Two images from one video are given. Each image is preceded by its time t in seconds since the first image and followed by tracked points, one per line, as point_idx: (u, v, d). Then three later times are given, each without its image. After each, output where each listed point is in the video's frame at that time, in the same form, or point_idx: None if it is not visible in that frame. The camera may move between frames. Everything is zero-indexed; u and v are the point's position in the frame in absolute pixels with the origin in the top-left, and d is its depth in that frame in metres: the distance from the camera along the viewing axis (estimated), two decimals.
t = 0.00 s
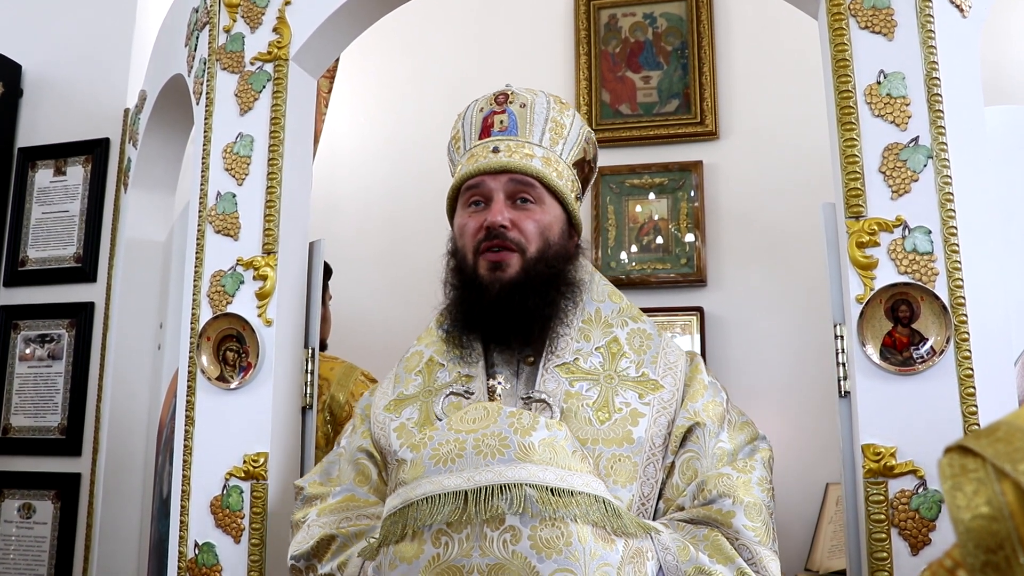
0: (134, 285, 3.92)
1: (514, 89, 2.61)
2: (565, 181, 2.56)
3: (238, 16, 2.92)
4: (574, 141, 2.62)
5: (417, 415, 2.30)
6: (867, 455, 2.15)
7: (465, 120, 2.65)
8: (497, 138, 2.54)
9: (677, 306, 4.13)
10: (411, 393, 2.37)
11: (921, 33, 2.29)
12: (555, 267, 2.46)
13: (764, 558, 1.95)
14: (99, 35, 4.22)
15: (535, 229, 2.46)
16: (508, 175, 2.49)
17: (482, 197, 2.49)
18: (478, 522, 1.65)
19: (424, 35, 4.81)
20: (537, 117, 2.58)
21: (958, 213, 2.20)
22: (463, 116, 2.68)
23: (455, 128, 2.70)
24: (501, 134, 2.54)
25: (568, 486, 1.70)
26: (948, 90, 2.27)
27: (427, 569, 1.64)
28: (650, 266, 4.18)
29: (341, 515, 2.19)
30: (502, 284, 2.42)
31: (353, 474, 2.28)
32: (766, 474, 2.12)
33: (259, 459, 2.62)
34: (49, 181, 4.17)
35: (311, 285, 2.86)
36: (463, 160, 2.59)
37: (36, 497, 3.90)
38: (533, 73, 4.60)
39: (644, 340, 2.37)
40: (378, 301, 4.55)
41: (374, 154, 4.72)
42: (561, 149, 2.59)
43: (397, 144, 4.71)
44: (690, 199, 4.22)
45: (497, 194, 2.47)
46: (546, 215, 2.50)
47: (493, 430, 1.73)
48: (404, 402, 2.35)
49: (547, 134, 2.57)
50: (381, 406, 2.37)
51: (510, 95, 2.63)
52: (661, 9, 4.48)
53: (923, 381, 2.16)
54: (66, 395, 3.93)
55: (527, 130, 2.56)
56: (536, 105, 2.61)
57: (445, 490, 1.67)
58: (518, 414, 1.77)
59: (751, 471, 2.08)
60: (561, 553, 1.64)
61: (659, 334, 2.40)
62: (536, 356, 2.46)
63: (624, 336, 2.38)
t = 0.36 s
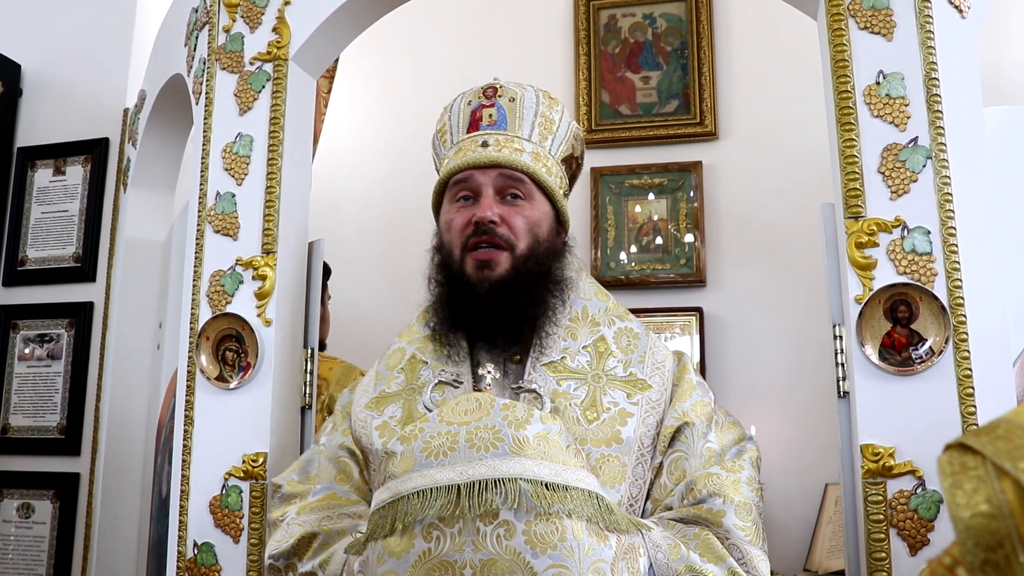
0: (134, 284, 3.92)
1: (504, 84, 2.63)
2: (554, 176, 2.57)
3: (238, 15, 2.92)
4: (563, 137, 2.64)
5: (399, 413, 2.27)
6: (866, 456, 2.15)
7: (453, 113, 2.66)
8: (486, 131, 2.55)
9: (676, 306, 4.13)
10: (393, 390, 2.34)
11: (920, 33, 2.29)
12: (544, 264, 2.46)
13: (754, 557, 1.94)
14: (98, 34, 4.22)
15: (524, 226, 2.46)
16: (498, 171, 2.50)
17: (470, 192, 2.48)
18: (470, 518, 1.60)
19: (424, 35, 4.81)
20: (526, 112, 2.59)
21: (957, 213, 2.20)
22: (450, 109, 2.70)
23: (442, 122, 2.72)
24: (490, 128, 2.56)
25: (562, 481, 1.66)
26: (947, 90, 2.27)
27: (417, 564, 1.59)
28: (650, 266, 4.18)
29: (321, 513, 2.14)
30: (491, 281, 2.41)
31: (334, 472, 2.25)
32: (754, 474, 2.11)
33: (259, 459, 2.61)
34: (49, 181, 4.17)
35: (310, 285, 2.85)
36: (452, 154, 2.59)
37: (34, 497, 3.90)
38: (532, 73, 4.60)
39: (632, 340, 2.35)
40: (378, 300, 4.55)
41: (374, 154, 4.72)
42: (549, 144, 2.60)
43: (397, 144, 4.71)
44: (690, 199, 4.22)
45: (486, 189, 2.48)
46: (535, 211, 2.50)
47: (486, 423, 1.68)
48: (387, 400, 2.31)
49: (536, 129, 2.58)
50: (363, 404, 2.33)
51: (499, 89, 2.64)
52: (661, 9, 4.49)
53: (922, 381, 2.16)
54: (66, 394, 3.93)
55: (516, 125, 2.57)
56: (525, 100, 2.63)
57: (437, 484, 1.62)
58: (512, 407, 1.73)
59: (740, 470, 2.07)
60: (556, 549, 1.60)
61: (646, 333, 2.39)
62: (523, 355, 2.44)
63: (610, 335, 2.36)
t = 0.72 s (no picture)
0: (133, 285, 3.92)
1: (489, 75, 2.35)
2: (540, 174, 2.29)
3: (237, 16, 2.93)
4: (549, 131, 2.37)
5: (379, 411, 2.04)
6: (865, 456, 2.15)
7: (434, 103, 2.37)
8: (471, 124, 2.27)
9: (675, 307, 4.13)
10: (372, 388, 2.11)
11: (919, 34, 2.30)
12: (532, 261, 2.19)
13: (741, 556, 1.77)
14: (98, 34, 4.22)
15: (512, 221, 2.18)
16: (484, 165, 2.21)
17: (455, 185, 2.21)
18: (460, 512, 1.45)
19: (424, 35, 4.81)
20: (512, 105, 2.32)
21: (956, 213, 2.21)
22: (431, 99, 2.40)
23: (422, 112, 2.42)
24: (475, 122, 2.28)
25: (554, 475, 1.53)
26: (946, 91, 2.27)
27: (404, 560, 1.44)
28: (649, 266, 4.18)
29: (299, 513, 1.88)
30: (477, 278, 2.12)
31: (310, 472, 1.99)
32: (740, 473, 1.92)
33: (258, 459, 2.62)
34: (48, 181, 4.17)
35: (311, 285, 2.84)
36: (434, 146, 2.30)
37: (34, 497, 3.89)
38: (532, 73, 4.61)
39: (615, 337, 2.14)
40: (378, 300, 4.56)
41: (374, 154, 4.73)
42: (535, 140, 2.33)
43: (397, 144, 4.72)
44: (689, 199, 4.23)
45: (472, 183, 2.19)
46: (520, 206, 2.22)
47: (476, 416, 1.53)
48: (365, 398, 2.08)
49: (522, 123, 2.30)
50: (339, 402, 2.10)
51: (484, 81, 2.36)
52: (660, 10, 4.50)
53: (920, 381, 2.16)
54: (66, 394, 3.93)
55: (502, 118, 2.29)
56: (512, 93, 2.36)
57: (427, 477, 1.47)
58: (503, 399, 1.57)
59: (725, 469, 1.88)
60: (548, 544, 1.46)
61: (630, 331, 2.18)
62: (504, 354, 2.19)
63: (594, 333, 2.15)
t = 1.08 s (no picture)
0: (133, 285, 3.93)
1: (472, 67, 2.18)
2: (524, 171, 2.12)
3: (237, 17, 2.93)
4: (532, 127, 2.21)
5: (357, 411, 1.86)
6: (864, 456, 2.16)
7: (414, 96, 2.20)
8: (453, 119, 2.10)
9: (675, 307, 4.14)
10: (349, 387, 1.93)
11: (918, 35, 2.30)
12: (517, 258, 2.01)
13: (728, 555, 1.62)
14: (98, 35, 4.22)
15: (496, 219, 1.99)
16: (468, 161, 2.02)
17: (438, 180, 2.01)
18: (448, 508, 1.31)
19: (424, 36, 4.81)
20: (495, 99, 2.16)
21: (955, 214, 2.21)
22: (412, 91, 2.23)
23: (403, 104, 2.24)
24: (458, 116, 2.11)
25: (543, 472, 1.38)
26: (945, 92, 2.28)
27: (390, 557, 1.30)
28: (649, 267, 4.19)
29: (277, 513, 1.70)
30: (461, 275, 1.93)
31: (286, 472, 1.79)
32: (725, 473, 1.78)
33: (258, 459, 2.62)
34: (48, 182, 4.17)
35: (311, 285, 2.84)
36: (415, 140, 2.12)
37: (34, 497, 3.89)
38: (531, 74, 4.61)
39: (596, 336, 1.97)
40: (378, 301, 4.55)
41: (374, 154, 4.73)
42: (518, 136, 2.17)
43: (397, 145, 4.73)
44: (688, 200, 4.24)
45: (455, 179, 2.00)
46: (504, 203, 2.02)
47: (464, 410, 1.37)
48: (342, 397, 1.90)
49: (505, 118, 2.15)
50: (315, 401, 1.91)
51: (468, 74, 2.20)
52: (660, 11, 4.51)
53: (919, 381, 2.17)
54: (66, 394, 3.93)
55: (485, 113, 2.13)
56: (495, 87, 2.20)
57: (413, 473, 1.32)
58: (491, 394, 1.41)
59: (708, 467, 1.74)
60: (537, 540, 1.33)
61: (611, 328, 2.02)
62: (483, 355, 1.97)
63: (575, 332, 1.98)
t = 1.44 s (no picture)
0: (133, 287, 3.93)
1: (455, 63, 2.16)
2: (506, 167, 2.10)
3: (238, 18, 2.93)
4: (512, 123, 2.19)
5: (336, 408, 1.81)
6: (866, 456, 2.16)
7: (395, 89, 2.17)
8: (436, 114, 2.08)
9: (675, 307, 4.15)
10: (327, 385, 1.88)
11: (919, 35, 2.30)
12: (500, 254, 2.00)
13: (713, 553, 1.61)
14: (99, 37, 4.23)
15: (479, 215, 1.98)
16: (451, 156, 2.00)
17: (420, 176, 1.99)
18: (435, 504, 1.28)
19: (424, 37, 4.82)
20: (476, 95, 2.14)
21: (956, 213, 2.21)
22: (391, 85, 2.20)
23: (383, 98, 2.21)
24: (440, 111, 2.09)
25: (530, 467, 1.35)
26: (945, 92, 2.28)
27: (375, 554, 1.27)
28: (649, 267, 4.20)
29: (255, 513, 1.64)
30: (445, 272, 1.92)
31: (264, 471, 1.74)
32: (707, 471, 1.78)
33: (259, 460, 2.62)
34: (49, 183, 4.17)
35: (310, 284, 2.84)
36: (396, 135, 2.09)
37: (35, 498, 3.89)
38: (531, 74, 4.61)
39: (578, 333, 1.96)
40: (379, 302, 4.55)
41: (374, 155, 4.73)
42: (499, 132, 2.15)
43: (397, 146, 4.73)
44: (689, 200, 4.24)
45: (438, 174, 1.98)
46: (487, 199, 2.01)
47: (451, 405, 1.35)
48: (320, 395, 1.85)
49: (486, 114, 2.13)
50: (292, 399, 1.86)
51: (449, 69, 2.18)
52: (660, 11, 4.51)
53: (921, 381, 2.17)
54: (66, 396, 3.93)
55: (467, 108, 2.11)
56: (476, 83, 2.18)
57: (399, 468, 1.30)
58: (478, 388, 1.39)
59: (693, 464, 1.74)
60: (525, 536, 1.30)
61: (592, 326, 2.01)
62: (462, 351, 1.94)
63: (556, 329, 1.96)
